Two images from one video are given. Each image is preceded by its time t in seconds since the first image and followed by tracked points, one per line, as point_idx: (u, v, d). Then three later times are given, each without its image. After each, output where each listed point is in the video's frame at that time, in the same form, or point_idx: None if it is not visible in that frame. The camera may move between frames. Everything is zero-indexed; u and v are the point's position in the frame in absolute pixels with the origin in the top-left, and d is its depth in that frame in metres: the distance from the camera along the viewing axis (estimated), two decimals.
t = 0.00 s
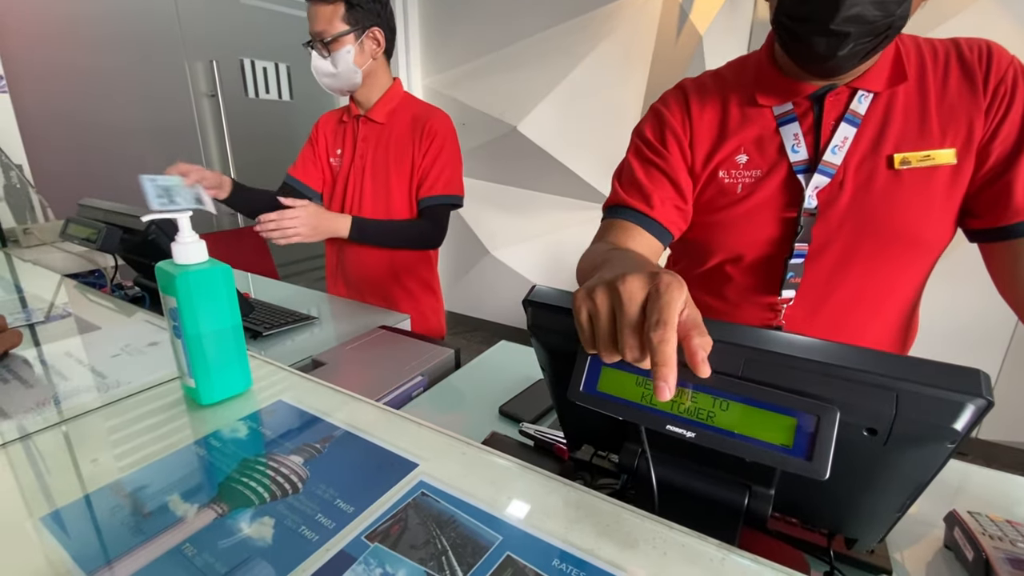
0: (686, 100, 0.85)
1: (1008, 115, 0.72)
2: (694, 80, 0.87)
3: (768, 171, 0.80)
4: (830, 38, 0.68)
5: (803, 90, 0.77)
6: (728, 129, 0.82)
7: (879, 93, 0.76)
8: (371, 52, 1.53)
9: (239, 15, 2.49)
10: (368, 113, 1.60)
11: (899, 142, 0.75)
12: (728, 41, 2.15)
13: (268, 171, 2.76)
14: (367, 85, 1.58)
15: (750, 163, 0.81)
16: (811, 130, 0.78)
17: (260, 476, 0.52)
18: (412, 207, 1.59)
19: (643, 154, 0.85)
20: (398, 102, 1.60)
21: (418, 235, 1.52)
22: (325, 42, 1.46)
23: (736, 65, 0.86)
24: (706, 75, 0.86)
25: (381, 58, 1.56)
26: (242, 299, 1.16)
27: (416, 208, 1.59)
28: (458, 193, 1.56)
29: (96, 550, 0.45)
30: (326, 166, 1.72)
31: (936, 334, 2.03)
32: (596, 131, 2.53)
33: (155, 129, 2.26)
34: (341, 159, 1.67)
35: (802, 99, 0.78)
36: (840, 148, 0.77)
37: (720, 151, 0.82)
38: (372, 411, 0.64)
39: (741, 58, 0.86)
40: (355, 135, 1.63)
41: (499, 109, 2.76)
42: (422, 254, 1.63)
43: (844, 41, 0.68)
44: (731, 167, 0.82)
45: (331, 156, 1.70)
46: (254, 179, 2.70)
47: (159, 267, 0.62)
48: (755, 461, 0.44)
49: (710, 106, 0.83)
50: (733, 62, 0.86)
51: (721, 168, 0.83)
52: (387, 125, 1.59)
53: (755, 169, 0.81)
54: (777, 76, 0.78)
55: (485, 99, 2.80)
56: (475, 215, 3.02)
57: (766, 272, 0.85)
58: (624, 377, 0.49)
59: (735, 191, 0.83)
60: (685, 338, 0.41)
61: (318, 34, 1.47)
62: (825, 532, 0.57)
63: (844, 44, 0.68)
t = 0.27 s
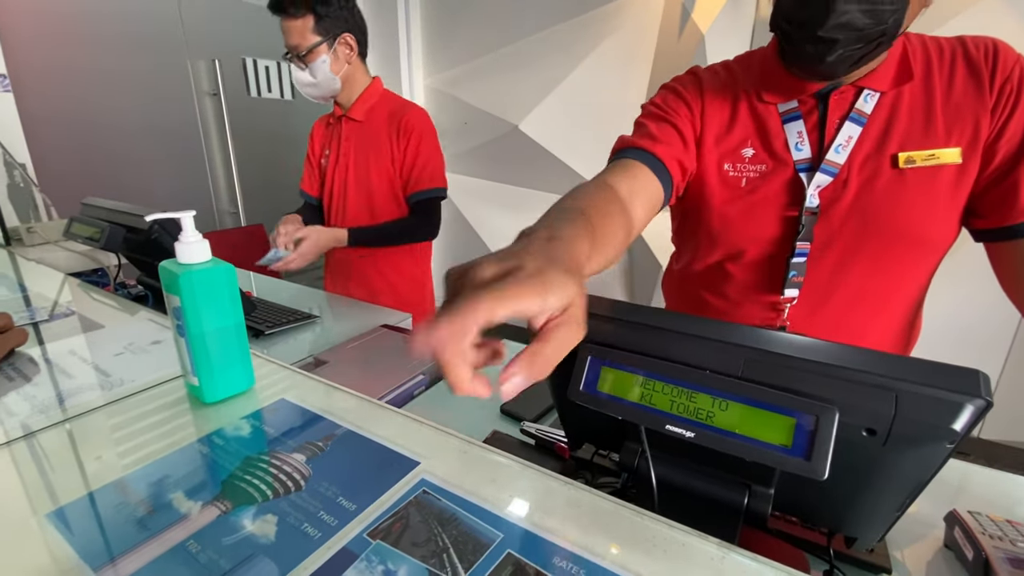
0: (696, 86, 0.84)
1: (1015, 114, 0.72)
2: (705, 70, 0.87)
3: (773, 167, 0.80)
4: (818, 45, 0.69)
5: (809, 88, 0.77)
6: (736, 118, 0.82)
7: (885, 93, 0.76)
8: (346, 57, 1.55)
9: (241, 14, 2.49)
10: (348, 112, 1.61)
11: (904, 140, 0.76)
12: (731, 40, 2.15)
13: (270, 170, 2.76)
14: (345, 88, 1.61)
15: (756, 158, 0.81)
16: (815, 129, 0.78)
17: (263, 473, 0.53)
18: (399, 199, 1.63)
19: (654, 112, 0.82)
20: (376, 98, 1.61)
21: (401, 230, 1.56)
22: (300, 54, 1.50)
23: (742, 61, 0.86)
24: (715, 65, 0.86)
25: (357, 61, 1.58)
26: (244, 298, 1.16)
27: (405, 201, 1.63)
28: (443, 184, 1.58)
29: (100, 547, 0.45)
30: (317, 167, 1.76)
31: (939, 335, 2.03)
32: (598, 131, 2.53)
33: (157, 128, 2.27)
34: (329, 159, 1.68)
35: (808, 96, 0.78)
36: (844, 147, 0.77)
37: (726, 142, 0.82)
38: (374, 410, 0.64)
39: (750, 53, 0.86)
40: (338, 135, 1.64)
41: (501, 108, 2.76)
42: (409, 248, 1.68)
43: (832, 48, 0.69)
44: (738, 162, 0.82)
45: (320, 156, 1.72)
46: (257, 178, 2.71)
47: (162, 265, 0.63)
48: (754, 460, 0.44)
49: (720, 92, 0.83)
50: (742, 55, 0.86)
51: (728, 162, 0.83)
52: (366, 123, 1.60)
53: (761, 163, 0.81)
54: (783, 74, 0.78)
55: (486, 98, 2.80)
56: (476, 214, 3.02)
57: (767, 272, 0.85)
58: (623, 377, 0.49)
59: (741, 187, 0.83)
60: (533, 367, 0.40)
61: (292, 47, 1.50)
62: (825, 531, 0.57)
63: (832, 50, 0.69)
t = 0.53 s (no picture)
0: (705, 84, 0.84)
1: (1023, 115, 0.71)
2: (713, 68, 0.87)
3: (779, 169, 0.80)
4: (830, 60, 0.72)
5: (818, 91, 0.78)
6: (744, 121, 0.82)
7: (896, 95, 0.76)
8: (321, 66, 1.55)
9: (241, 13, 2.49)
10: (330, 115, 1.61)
11: (913, 144, 0.75)
12: (733, 37, 2.14)
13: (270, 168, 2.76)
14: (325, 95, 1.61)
15: (763, 160, 0.81)
16: (824, 132, 0.79)
17: (264, 471, 0.53)
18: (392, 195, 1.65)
19: (662, 111, 0.82)
20: (356, 99, 1.61)
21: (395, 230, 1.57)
22: (278, 69, 1.52)
23: (747, 61, 0.85)
24: (722, 63, 0.86)
25: (333, 69, 1.58)
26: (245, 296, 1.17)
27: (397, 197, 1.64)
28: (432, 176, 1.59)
29: (100, 544, 0.45)
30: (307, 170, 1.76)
31: (941, 334, 2.02)
32: (599, 130, 2.52)
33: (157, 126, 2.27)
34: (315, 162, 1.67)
35: (816, 99, 0.78)
36: (853, 151, 0.76)
37: (733, 143, 0.82)
38: (375, 408, 0.64)
39: (756, 53, 0.86)
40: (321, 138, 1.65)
41: (501, 107, 2.76)
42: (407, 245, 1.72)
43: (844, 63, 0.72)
44: (745, 163, 0.82)
45: (307, 159, 1.72)
46: (257, 176, 2.71)
47: (163, 263, 0.62)
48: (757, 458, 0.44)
49: (728, 90, 0.82)
50: (748, 55, 0.86)
51: (734, 163, 0.83)
52: (348, 125, 1.60)
53: (769, 166, 0.81)
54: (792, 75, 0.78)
55: (487, 97, 2.79)
56: (477, 212, 3.02)
57: (770, 271, 0.85)
58: (626, 375, 0.49)
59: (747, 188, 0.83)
60: (473, 415, 0.42)
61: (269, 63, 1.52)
62: (827, 530, 0.57)
63: (844, 67, 0.72)
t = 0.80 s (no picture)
0: (706, 83, 0.83)
1: None
2: (713, 68, 0.86)
3: (778, 166, 0.80)
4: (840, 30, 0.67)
5: (817, 86, 0.76)
6: (744, 119, 0.81)
7: (894, 91, 0.75)
8: (315, 66, 1.56)
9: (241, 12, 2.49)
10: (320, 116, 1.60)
11: (912, 141, 0.75)
12: (733, 36, 2.14)
13: (270, 168, 2.76)
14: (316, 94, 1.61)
15: (762, 157, 0.81)
16: (822, 128, 0.78)
17: (263, 472, 0.53)
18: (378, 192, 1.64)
19: (663, 109, 0.81)
20: (346, 99, 1.61)
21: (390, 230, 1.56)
22: (273, 68, 1.51)
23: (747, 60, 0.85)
24: (721, 64, 0.85)
25: (325, 68, 1.59)
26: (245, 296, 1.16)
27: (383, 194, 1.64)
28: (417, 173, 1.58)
29: (98, 546, 0.45)
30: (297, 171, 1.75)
31: (941, 334, 2.02)
32: (599, 131, 2.52)
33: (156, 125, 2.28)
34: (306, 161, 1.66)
35: (814, 95, 0.77)
36: (852, 146, 0.76)
37: (733, 142, 0.82)
38: (375, 409, 0.64)
39: (754, 54, 0.86)
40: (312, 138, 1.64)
41: (501, 106, 2.75)
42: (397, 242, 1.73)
43: (854, 34, 0.67)
44: (744, 161, 0.82)
45: (298, 159, 1.71)
46: (257, 176, 2.71)
47: (161, 264, 0.62)
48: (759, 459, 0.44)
49: (728, 88, 0.82)
50: (747, 55, 0.86)
51: (734, 162, 0.82)
52: (338, 125, 1.60)
53: (768, 164, 0.81)
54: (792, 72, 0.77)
55: (486, 97, 2.79)
56: (477, 212, 3.02)
57: (771, 270, 0.85)
58: (627, 376, 0.48)
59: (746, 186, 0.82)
60: (473, 415, 0.42)
61: (263, 62, 1.50)
62: (829, 531, 0.56)
63: (855, 36, 0.67)
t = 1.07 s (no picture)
0: (712, 82, 0.84)
1: None
2: (719, 67, 0.86)
3: (779, 165, 0.80)
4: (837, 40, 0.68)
5: (815, 89, 0.77)
6: (746, 119, 0.81)
7: (892, 93, 0.75)
8: (318, 68, 1.57)
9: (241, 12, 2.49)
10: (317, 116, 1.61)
11: (909, 142, 0.75)
12: (734, 37, 2.14)
13: (270, 168, 2.76)
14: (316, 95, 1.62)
15: (763, 157, 0.81)
16: (819, 130, 0.78)
17: (265, 473, 0.53)
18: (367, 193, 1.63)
19: (673, 104, 0.80)
20: (343, 100, 1.62)
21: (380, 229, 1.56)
22: (277, 67, 1.49)
23: (751, 62, 0.85)
24: (727, 63, 0.86)
25: (328, 71, 1.60)
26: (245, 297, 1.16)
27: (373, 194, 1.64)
28: (408, 174, 1.58)
29: (98, 547, 0.45)
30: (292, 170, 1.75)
31: (942, 336, 2.02)
32: (600, 131, 2.52)
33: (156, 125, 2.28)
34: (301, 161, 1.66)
35: (813, 97, 0.77)
36: (849, 147, 0.76)
37: (736, 140, 0.82)
38: (375, 409, 0.64)
39: (759, 54, 0.86)
40: (308, 137, 1.64)
41: (501, 107, 2.76)
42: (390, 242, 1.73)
43: (852, 43, 0.68)
44: (745, 160, 0.82)
45: (293, 159, 1.72)
46: (257, 177, 2.71)
47: (163, 263, 0.62)
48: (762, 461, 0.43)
49: (730, 90, 0.82)
50: (752, 55, 0.86)
51: (735, 160, 0.82)
52: (333, 124, 1.61)
53: (769, 163, 0.81)
54: (791, 74, 0.77)
55: (486, 98, 2.79)
56: (477, 213, 3.02)
57: (771, 272, 0.85)
58: (628, 377, 0.48)
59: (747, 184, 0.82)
60: (501, 415, 0.44)
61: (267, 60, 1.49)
62: (830, 533, 0.56)
63: (852, 46, 0.68)
